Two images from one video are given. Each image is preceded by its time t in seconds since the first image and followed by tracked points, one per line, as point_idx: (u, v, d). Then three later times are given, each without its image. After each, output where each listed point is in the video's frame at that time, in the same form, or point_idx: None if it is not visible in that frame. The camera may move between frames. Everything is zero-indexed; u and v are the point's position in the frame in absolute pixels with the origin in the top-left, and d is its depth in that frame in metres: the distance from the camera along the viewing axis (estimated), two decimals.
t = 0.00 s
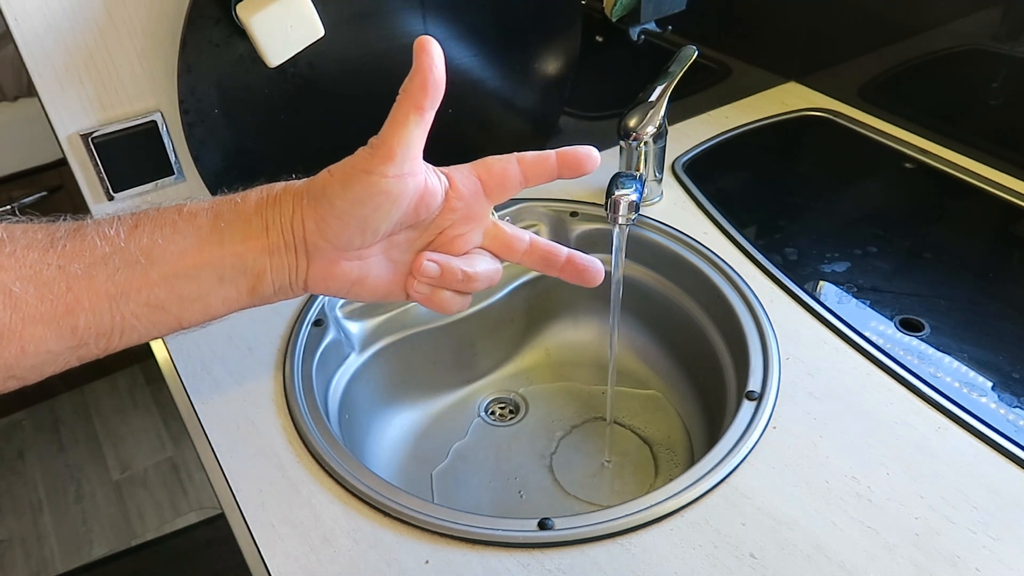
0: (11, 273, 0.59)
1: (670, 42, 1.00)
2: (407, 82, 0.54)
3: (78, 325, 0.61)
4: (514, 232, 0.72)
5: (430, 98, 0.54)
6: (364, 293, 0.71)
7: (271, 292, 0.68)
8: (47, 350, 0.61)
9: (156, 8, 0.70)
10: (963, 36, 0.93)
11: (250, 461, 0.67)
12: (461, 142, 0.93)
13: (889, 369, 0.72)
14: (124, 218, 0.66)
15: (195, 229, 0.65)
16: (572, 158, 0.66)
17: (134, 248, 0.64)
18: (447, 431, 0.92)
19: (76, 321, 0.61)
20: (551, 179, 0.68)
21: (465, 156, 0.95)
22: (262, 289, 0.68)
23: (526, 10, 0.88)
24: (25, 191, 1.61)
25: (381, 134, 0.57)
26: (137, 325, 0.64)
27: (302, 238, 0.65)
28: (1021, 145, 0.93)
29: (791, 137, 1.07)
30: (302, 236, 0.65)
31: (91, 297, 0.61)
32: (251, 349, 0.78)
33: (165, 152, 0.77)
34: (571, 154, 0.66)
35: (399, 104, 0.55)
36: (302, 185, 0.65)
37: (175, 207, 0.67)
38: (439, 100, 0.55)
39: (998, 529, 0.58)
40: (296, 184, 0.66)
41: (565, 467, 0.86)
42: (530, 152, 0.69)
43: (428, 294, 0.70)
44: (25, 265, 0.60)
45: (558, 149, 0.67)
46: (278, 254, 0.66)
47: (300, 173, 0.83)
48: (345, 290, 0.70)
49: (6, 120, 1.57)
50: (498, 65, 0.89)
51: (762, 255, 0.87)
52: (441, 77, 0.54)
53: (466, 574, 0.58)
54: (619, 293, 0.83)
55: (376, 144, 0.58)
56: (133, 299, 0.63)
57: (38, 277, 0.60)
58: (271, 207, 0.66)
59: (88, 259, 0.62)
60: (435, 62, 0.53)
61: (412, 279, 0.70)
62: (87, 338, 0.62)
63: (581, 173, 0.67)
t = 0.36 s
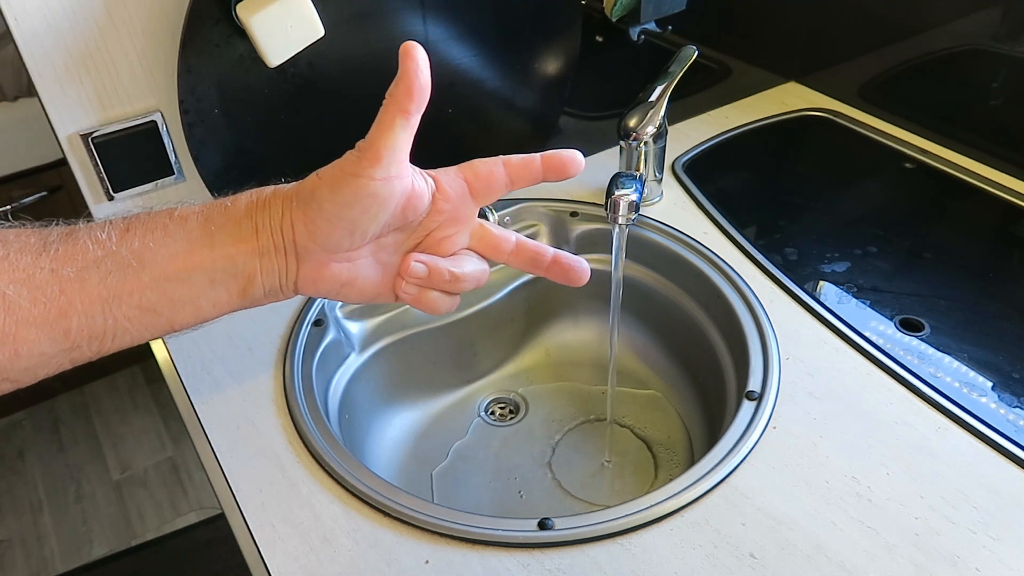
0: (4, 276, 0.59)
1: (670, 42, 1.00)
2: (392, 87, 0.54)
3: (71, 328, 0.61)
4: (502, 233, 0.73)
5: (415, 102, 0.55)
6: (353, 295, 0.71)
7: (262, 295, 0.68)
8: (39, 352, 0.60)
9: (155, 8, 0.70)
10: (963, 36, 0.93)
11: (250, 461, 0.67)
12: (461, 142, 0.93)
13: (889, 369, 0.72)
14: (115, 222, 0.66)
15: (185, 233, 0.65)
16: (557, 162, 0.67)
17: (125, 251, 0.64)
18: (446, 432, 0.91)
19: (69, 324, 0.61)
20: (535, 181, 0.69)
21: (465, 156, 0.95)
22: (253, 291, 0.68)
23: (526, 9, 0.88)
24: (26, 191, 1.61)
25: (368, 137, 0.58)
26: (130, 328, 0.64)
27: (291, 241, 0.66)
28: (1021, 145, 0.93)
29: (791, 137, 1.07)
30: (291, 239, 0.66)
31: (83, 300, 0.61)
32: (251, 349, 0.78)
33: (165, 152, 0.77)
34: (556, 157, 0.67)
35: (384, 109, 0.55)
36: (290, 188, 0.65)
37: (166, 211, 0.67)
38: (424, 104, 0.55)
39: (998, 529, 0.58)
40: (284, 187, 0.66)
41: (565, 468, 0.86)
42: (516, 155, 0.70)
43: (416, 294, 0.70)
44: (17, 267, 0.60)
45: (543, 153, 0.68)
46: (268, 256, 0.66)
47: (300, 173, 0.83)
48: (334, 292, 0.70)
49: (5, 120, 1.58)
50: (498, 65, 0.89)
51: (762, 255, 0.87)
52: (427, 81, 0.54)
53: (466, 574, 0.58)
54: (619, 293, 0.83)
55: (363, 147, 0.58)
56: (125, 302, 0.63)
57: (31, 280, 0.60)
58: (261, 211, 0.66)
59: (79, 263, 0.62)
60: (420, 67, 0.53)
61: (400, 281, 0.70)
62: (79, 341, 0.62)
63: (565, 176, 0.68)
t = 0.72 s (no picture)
0: (5, 272, 0.59)
1: (670, 42, 1.00)
2: (393, 82, 0.54)
3: (70, 323, 0.61)
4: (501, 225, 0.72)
5: (416, 98, 0.55)
6: (355, 290, 0.71)
7: (263, 291, 0.68)
8: (40, 348, 0.61)
9: (155, 8, 0.70)
10: (963, 35, 0.93)
11: (249, 461, 0.67)
12: (461, 142, 0.93)
13: (889, 369, 0.72)
14: (116, 217, 0.66)
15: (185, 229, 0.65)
16: (557, 159, 0.68)
17: (125, 247, 0.63)
18: (446, 432, 0.91)
19: (69, 320, 0.61)
20: (534, 179, 0.71)
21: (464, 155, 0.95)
22: (254, 287, 0.68)
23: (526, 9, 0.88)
24: (26, 191, 1.61)
25: (368, 132, 0.58)
26: (130, 323, 0.64)
27: (291, 236, 0.65)
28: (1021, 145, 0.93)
29: (791, 137, 1.07)
30: (292, 235, 0.65)
31: (83, 296, 0.61)
32: (251, 349, 0.78)
33: (165, 152, 0.77)
34: (556, 155, 0.68)
35: (384, 104, 0.55)
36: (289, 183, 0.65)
37: (166, 206, 0.67)
38: (425, 100, 0.55)
39: (998, 528, 0.58)
40: (284, 182, 0.66)
41: (565, 468, 0.86)
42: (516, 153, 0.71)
43: (417, 289, 0.70)
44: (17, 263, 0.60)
45: (543, 150, 0.70)
46: (268, 252, 0.66)
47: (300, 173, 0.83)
48: (335, 287, 0.70)
49: (5, 120, 1.58)
50: (498, 65, 0.90)
51: (762, 255, 0.87)
52: (428, 77, 0.54)
53: (466, 574, 0.58)
54: (619, 293, 0.83)
55: (363, 141, 0.59)
56: (125, 298, 0.63)
57: (31, 276, 0.60)
58: (261, 207, 0.66)
59: (79, 259, 0.62)
60: (421, 63, 0.53)
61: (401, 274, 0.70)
62: (79, 337, 0.62)
63: (565, 174, 0.69)
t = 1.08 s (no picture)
0: None
1: (670, 42, 1.00)
2: None
3: (64, 301, 0.60)
4: (511, 127, 0.66)
5: None
6: (367, 242, 0.65)
7: (267, 252, 0.65)
8: (39, 332, 0.60)
9: (155, 7, 0.70)
10: (962, 36, 0.93)
11: (249, 462, 0.67)
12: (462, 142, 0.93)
13: (889, 369, 0.72)
14: (103, 189, 0.63)
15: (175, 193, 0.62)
16: (555, 53, 0.63)
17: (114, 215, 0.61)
18: (446, 432, 0.91)
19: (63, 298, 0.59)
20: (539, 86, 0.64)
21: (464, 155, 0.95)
22: (255, 249, 0.64)
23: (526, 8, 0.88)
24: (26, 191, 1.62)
25: (330, 45, 0.56)
26: (127, 298, 0.62)
27: (281, 185, 0.62)
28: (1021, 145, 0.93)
29: (791, 137, 1.07)
30: (282, 184, 0.62)
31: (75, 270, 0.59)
32: (251, 349, 0.78)
33: (165, 152, 0.77)
34: (553, 49, 0.63)
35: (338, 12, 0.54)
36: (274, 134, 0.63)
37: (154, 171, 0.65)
38: None
39: (998, 529, 0.58)
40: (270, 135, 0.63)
41: (565, 468, 0.86)
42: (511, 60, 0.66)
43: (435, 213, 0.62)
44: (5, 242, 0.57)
45: (537, 49, 0.64)
46: (262, 206, 0.62)
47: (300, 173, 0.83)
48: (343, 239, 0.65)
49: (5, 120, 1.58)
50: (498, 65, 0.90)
51: (762, 255, 0.87)
52: None
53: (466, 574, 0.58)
54: (620, 294, 0.83)
55: (326, 58, 0.56)
56: (116, 269, 0.60)
57: (19, 254, 0.58)
58: (249, 160, 0.63)
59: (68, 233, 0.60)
60: None
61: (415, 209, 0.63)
62: (78, 317, 0.61)
63: (568, 68, 0.63)
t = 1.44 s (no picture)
0: (31, 271, 0.57)
1: (670, 42, 1.00)
2: (399, 42, 0.55)
3: (98, 323, 0.59)
4: (531, 178, 0.70)
5: (422, 57, 0.56)
6: (391, 280, 0.66)
7: (295, 286, 0.65)
8: (71, 350, 0.59)
9: (155, 7, 0.70)
10: (962, 35, 0.93)
11: (249, 462, 0.67)
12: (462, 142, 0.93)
13: (889, 369, 0.72)
14: (143, 216, 0.65)
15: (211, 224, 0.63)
16: (577, 112, 0.66)
17: (153, 243, 0.62)
18: (447, 432, 0.91)
19: (98, 319, 0.59)
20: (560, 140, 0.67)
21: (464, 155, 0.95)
22: (284, 283, 0.64)
23: (525, 8, 0.88)
24: (25, 191, 1.62)
25: (376, 96, 0.58)
26: (160, 323, 0.62)
27: (315, 221, 0.63)
28: (1021, 145, 0.93)
29: (791, 137, 1.07)
30: (316, 220, 0.63)
31: (113, 294, 0.59)
32: (251, 349, 0.78)
33: (165, 152, 0.77)
34: (575, 108, 0.66)
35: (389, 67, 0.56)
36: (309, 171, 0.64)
37: (194, 203, 0.66)
38: (431, 59, 0.56)
39: (998, 528, 0.59)
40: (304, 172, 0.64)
41: (565, 468, 0.86)
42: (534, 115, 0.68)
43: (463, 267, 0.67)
44: (45, 265, 0.58)
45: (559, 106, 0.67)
46: (295, 241, 0.63)
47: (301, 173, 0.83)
48: (368, 277, 0.66)
49: (4, 120, 1.58)
50: (498, 65, 0.90)
51: (762, 255, 0.87)
52: (433, 37, 0.56)
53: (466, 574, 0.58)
54: (619, 294, 0.83)
55: (371, 107, 0.58)
56: (153, 295, 0.60)
57: (59, 277, 0.58)
58: (284, 196, 0.63)
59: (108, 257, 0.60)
60: (426, 21, 0.55)
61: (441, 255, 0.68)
62: (109, 339, 0.60)
63: (589, 126, 0.66)
